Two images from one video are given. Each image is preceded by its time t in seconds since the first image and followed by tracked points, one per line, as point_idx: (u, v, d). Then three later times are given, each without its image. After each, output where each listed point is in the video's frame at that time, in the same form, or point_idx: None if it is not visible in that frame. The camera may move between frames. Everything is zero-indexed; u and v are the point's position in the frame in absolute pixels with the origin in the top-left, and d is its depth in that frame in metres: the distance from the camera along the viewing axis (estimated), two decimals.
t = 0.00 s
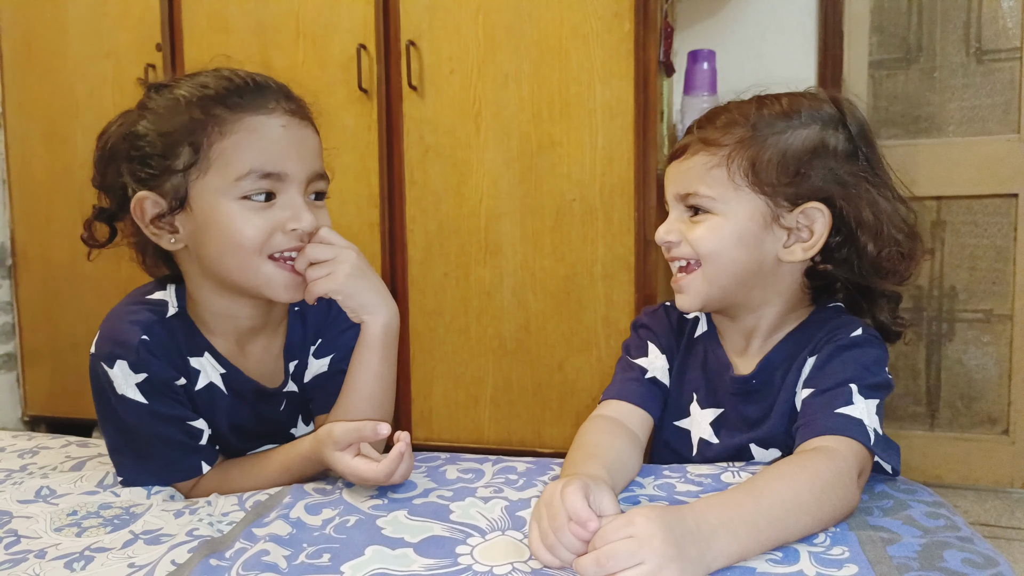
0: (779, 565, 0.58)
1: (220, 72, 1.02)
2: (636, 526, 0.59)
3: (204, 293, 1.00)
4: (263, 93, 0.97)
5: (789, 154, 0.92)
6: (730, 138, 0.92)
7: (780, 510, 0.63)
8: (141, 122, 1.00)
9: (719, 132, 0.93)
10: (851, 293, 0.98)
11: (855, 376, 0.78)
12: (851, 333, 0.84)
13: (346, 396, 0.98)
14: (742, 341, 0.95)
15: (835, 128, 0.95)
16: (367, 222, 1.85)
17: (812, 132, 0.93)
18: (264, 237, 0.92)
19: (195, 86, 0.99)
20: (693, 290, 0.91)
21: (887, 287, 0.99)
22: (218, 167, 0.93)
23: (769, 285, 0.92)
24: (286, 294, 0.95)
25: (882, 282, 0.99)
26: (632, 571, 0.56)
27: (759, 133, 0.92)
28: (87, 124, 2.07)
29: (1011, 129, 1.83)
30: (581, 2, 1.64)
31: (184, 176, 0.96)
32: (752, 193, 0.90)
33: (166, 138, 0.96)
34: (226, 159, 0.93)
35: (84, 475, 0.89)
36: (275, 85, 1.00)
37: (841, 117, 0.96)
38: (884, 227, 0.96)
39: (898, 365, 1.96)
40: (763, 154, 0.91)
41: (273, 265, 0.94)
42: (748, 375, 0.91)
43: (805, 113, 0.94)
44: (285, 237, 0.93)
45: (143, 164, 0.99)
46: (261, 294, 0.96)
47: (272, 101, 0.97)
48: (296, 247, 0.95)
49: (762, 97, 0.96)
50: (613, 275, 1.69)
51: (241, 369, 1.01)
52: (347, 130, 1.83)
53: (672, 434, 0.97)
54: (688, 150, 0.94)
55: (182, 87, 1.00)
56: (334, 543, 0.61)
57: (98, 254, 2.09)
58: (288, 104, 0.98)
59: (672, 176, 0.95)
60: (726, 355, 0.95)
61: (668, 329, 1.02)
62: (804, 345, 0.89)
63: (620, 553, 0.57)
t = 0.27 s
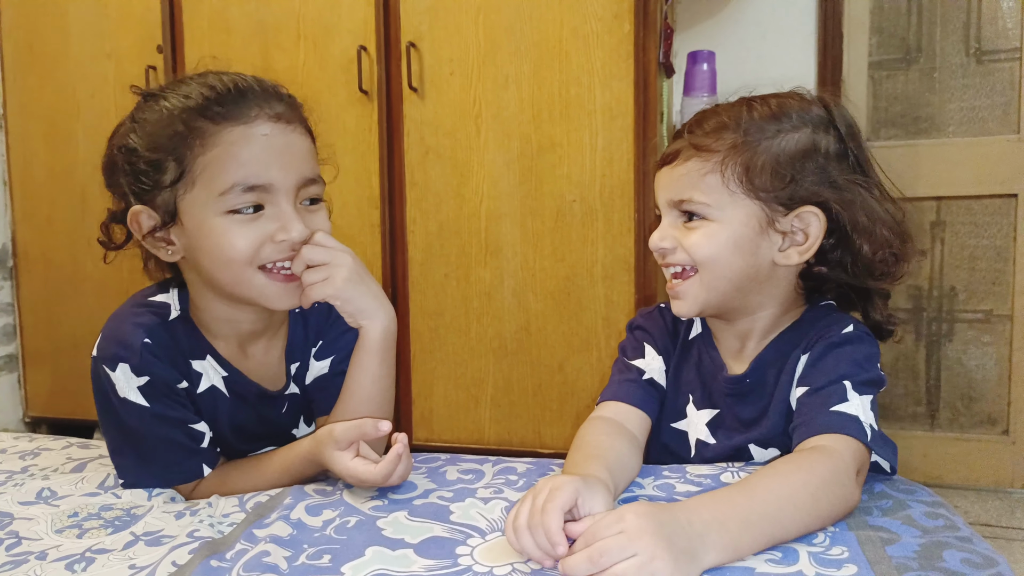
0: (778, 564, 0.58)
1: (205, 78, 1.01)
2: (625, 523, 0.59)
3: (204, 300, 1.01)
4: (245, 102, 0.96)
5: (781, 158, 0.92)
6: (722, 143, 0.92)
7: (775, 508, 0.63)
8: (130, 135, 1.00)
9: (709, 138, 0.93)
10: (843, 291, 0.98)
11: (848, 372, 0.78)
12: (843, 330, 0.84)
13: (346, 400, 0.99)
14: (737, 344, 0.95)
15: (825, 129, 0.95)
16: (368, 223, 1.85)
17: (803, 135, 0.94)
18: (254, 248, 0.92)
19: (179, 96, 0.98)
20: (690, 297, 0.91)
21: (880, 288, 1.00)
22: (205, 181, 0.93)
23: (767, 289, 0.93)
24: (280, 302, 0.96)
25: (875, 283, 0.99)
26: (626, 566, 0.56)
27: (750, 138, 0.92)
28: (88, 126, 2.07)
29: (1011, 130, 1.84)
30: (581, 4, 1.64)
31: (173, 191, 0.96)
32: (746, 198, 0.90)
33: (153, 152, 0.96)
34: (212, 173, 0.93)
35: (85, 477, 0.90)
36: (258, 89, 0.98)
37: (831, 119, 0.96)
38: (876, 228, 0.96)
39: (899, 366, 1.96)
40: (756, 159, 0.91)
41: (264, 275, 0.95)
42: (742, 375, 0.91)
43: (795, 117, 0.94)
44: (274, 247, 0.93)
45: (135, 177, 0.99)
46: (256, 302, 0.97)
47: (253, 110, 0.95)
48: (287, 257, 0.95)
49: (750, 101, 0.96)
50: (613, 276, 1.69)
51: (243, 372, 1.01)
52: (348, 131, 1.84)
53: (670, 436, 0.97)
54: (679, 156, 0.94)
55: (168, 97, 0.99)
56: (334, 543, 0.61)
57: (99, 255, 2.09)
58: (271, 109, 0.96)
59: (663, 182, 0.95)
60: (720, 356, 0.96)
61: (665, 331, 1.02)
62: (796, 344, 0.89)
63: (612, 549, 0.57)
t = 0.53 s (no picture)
0: (779, 566, 0.58)
1: (216, 77, 1.01)
2: (630, 520, 0.59)
3: (200, 299, 1.00)
4: (253, 103, 0.96)
5: (781, 159, 0.92)
6: (721, 144, 0.92)
7: (775, 508, 0.63)
8: (138, 128, 1.00)
9: (709, 139, 0.93)
10: (842, 292, 0.98)
11: (849, 373, 0.78)
12: (843, 331, 0.84)
13: (346, 403, 1.00)
14: (736, 345, 0.95)
15: (823, 130, 0.95)
16: (370, 224, 1.85)
17: (802, 136, 0.94)
18: (245, 249, 0.92)
19: (189, 92, 0.99)
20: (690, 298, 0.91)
21: (880, 288, 1.00)
22: (203, 179, 0.93)
23: (766, 291, 0.92)
24: (268, 305, 0.96)
25: (875, 285, 0.99)
26: (629, 564, 0.57)
27: (750, 139, 0.92)
28: (91, 127, 2.07)
29: (1013, 131, 1.83)
30: (582, 5, 1.65)
31: (171, 185, 0.96)
32: (746, 199, 0.90)
33: (158, 146, 0.97)
34: (211, 171, 0.93)
35: (88, 476, 0.90)
36: (267, 91, 0.99)
37: (829, 120, 0.96)
38: (877, 228, 0.96)
39: (900, 367, 1.96)
40: (755, 160, 0.91)
41: (252, 277, 0.94)
42: (742, 378, 0.91)
43: (794, 118, 0.94)
44: (266, 249, 0.92)
45: (138, 169, 1.00)
46: (246, 304, 0.96)
47: (261, 111, 0.96)
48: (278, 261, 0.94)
49: (748, 103, 0.97)
50: (615, 277, 1.69)
51: (246, 374, 1.02)
52: (350, 132, 1.84)
53: (671, 438, 0.97)
54: (679, 157, 0.94)
55: (178, 93, 1.00)
56: (335, 544, 0.61)
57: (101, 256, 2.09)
58: (278, 112, 0.97)
59: (663, 183, 0.95)
60: (720, 358, 0.96)
61: (665, 333, 1.02)
62: (797, 345, 0.89)
63: (616, 547, 0.57)
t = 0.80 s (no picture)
0: (782, 566, 0.59)
1: (205, 77, 1.02)
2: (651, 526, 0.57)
3: (195, 301, 1.00)
4: (245, 100, 0.97)
5: (781, 160, 0.92)
6: (720, 145, 0.92)
7: (777, 508, 0.63)
8: (127, 129, 1.00)
9: (709, 140, 0.93)
10: (842, 293, 0.98)
11: (852, 373, 0.78)
12: (845, 331, 0.84)
13: (346, 404, 1.01)
14: (737, 346, 0.95)
15: (822, 131, 0.95)
16: (372, 224, 1.85)
17: (802, 136, 0.94)
18: (243, 245, 0.92)
19: (179, 92, 0.99)
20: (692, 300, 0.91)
21: (880, 288, 1.00)
22: (198, 176, 0.94)
23: (768, 291, 0.92)
24: (268, 303, 0.96)
25: (876, 285, 0.99)
26: (643, 570, 0.56)
27: (750, 139, 0.92)
28: (94, 128, 2.08)
29: (1016, 131, 1.83)
30: (584, 5, 1.65)
31: (164, 185, 0.96)
32: (746, 199, 0.90)
33: (149, 146, 0.97)
34: (205, 168, 0.93)
35: (92, 476, 0.91)
36: (257, 90, 1.00)
37: (829, 121, 0.96)
38: (877, 228, 0.96)
39: (903, 367, 1.96)
40: (756, 161, 0.91)
41: (252, 274, 0.94)
42: (744, 379, 0.91)
43: (794, 119, 0.94)
44: (264, 245, 0.93)
45: (128, 170, 1.00)
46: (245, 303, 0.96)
47: (253, 109, 0.96)
48: (275, 256, 0.94)
49: (748, 104, 0.97)
50: (617, 277, 1.69)
51: (237, 374, 1.01)
52: (352, 133, 1.84)
53: (672, 438, 0.97)
54: (679, 158, 0.94)
55: (167, 93, 1.00)
56: (338, 543, 0.62)
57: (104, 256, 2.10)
58: (269, 110, 0.97)
59: (663, 184, 0.95)
60: (721, 358, 0.96)
61: (665, 333, 1.02)
62: (799, 346, 0.89)
63: (629, 553, 0.56)
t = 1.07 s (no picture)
0: (782, 564, 0.59)
1: (194, 71, 1.02)
2: (660, 539, 0.56)
3: (190, 297, 1.00)
4: (236, 90, 0.98)
5: (780, 160, 0.92)
6: (718, 146, 0.92)
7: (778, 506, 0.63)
8: (116, 125, 1.00)
9: (707, 141, 0.93)
10: (843, 291, 0.98)
11: (852, 372, 0.78)
12: (845, 330, 0.84)
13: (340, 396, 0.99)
14: (737, 345, 0.95)
15: (821, 129, 0.95)
16: (372, 223, 1.85)
17: (801, 136, 0.94)
18: (245, 233, 0.92)
19: (169, 86, 0.99)
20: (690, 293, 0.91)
21: (880, 287, 0.99)
22: (195, 167, 0.94)
23: (768, 291, 0.92)
24: (270, 291, 0.96)
25: (875, 284, 0.98)
26: (641, 567, 0.56)
27: (749, 140, 0.92)
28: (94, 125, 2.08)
29: (1017, 131, 1.83)
30: (585, 3, 1.65)
31: (160, 177, 0.96)
32: (745, 201, 0.90)
33: (140, 140, 0.97)
34: (202, 159, 0.93)
35: (93, 472, 0.91)
36: (247, 81, 1.00)
37: (828, 119, 0.96)
38: (876, 227, 0.96)
39: (903, 367, 1.96)
40: (755, 161, 0.91)
41: (255, 262, 0.95)
42: (744, 378, 0.91)
43: (792, 117, 0.94)
44: (266, 232, 0.93)
45: (119, 167, 0.99)
46: (246, 293, 0.96)
47: (245, 97, 0.97)
48: (275, 242, 0.95)
49: (746, 103, 0.96)
50: (617, 276, 1.69)
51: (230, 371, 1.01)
52: (353, 131, 1.84)
53: (672, 437, 0.97)
54: (677, 159, 0.94)
55: (156, 88, 1.00)
56: (337, 540, 0.61)
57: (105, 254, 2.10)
58: (261, 100, 0.98)
59: (661, 185, 0.94)
60: (720, 357, 0.95)
61: (664, 332, 1.02)
62: (799, 344, 0.89)
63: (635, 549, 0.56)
